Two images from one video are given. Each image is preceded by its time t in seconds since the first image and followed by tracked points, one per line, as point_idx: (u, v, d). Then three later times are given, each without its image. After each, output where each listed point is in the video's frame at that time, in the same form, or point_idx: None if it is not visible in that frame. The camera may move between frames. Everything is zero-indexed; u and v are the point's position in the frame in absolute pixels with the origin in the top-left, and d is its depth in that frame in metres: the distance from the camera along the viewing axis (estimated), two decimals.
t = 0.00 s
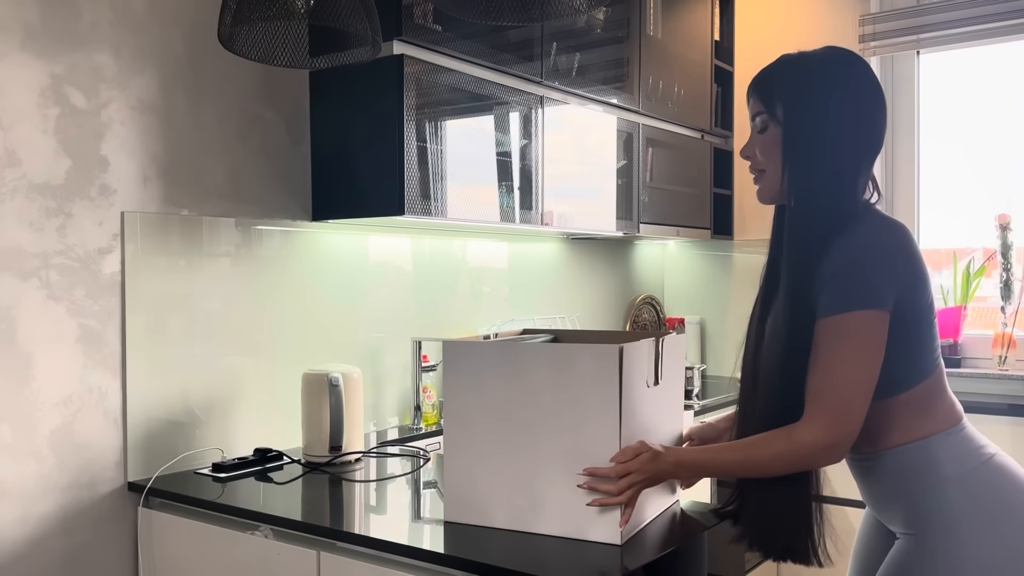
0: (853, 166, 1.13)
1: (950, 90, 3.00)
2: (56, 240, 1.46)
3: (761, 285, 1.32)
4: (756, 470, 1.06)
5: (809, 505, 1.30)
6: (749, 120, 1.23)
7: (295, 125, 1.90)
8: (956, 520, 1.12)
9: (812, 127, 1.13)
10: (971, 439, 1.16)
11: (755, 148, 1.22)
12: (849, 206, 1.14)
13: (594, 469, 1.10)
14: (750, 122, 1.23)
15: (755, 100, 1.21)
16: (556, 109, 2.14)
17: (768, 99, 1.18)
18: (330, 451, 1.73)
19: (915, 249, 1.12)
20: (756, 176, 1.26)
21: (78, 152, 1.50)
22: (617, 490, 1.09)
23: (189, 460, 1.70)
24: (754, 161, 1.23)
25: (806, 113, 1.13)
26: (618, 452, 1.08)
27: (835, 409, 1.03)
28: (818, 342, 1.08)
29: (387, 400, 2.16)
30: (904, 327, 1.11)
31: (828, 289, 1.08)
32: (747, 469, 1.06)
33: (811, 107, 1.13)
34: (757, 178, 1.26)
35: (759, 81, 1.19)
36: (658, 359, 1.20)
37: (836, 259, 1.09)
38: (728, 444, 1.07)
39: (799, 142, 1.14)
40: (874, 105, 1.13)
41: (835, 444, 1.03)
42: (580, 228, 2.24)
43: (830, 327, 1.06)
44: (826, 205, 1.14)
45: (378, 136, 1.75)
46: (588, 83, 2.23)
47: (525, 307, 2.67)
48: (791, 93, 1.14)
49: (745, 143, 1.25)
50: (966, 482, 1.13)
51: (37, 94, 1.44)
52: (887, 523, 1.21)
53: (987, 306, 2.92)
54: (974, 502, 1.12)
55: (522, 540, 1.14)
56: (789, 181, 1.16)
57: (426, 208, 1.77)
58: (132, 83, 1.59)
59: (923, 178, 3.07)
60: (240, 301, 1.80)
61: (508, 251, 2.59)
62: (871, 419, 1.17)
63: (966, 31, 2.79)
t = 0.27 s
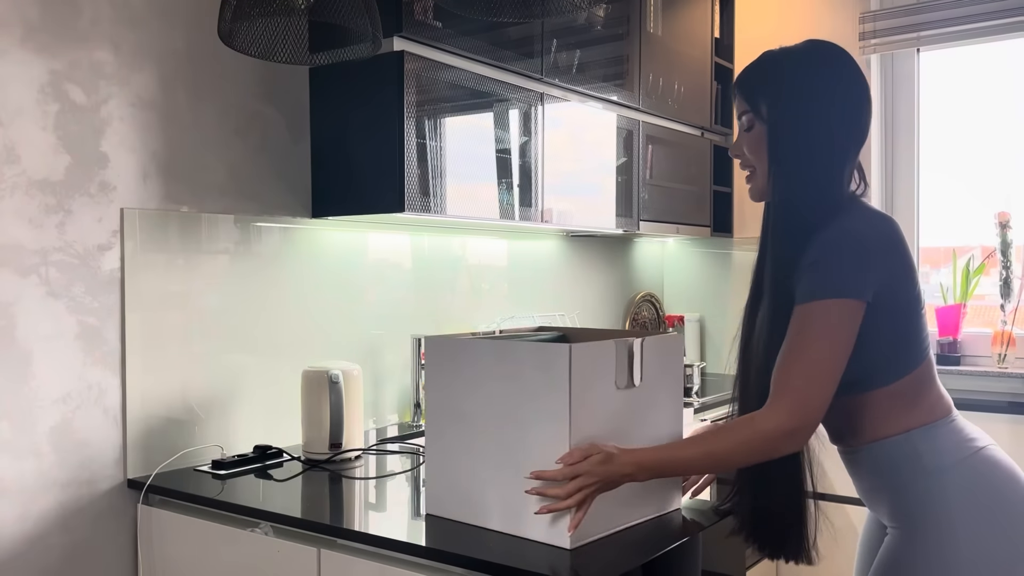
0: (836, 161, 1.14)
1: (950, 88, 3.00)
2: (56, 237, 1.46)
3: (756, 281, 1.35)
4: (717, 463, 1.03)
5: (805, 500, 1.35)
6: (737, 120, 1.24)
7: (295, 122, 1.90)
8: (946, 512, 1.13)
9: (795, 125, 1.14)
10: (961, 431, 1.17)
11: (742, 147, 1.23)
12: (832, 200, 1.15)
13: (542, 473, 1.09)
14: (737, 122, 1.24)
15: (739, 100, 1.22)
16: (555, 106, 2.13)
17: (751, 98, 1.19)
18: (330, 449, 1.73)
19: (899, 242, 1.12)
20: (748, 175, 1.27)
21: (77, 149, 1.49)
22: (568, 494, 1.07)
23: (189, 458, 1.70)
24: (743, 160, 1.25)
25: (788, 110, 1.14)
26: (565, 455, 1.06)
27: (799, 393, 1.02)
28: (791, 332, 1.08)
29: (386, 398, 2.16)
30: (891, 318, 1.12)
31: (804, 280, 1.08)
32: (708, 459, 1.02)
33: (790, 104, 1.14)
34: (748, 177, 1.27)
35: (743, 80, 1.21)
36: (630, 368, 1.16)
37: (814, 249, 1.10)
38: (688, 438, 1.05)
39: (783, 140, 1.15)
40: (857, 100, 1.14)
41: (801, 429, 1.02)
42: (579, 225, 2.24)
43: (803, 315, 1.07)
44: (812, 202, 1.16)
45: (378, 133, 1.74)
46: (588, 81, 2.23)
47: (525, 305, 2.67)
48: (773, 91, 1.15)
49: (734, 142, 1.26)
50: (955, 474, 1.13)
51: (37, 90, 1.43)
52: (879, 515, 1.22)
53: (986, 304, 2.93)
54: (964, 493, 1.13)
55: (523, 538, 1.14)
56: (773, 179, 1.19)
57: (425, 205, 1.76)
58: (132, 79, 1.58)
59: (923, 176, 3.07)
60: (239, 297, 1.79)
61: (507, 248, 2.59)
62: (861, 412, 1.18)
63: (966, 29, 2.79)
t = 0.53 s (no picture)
0: (826, 163, 1.15)
1: (950, 87, 3.01)
2: (56, 234, 1.45)
3: (755, 285, 1.36)
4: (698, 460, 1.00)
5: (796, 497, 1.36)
6: (726, 126, 1.25)
7: (295, 119, 1.89)
8: (948, 514, 1.13)
9: (782, 129, 1.14)
10: (963, 434, 1.17)
11: (732, 153, 1.24)
12: (826, 202, 1.15)
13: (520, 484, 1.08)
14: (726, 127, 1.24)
15: (727, 106, 1.23)
16: (556, 104, 2.13)
17: (738, 105, 1.19)
18: (330, 447, 1.73)
19: (893, 241, 1.12)
20: (738, 180, 1.28)
21: (77, 146, 1.49)
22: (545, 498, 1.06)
23: (189, 455, 1.70)
24: (734, 165, 1.26)
25: (773, 116, 1.15)
26: (543, 456, 1.06)
27: (785, 389, 1.01)
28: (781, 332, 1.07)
29: (387, 396, 2.16)
30: (892, 318, 1.12)
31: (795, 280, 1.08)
32: (693, 458, 1.00)
33: (777, 108, 1.14)
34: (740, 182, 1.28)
35: (729, 87, 1.21)
36: (621, 364, 1.15)
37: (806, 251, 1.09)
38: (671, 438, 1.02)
39: (769, 145, 1.16)
40: (842, 98, 1.14)
41: (786, 423, 1.00)
42: (579, 223, 2.24)
43: (792, 313, 1.06)
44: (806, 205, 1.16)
45: (378, 130, 1.74)
46: (589, 78, 2.23)
47: (525, 302, 2.67)
48: (759, 96, 1.15)
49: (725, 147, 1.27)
50: (956, 476, 1.14)
51: (37, 87, 1.43)
52: (881, 519, 1.22)
53: (985, 302, 2.93)
54: (966, 496, 1.13)
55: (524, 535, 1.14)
56: (766, 183, 1.19)
57: (425, 202, 1.76)
58: (132, 77, 1.58)
59: (923, 174, 3.07)
60: (239, 295, 1.79)
61: (507, 246, 2.59)
62: (862, 415, 1.17)
63: (967, 27, 2.79)
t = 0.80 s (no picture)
0: (818, 166, 1.14)
1: (950, 86, 3.00)
2: (56, 233, 1.45)
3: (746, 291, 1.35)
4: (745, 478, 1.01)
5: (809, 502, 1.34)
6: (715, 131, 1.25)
7: (294, 118, 1.89)
8: (954, 515, 1.14)
9: (772, 136, 1.14)
10: (967, 433, 1.18)
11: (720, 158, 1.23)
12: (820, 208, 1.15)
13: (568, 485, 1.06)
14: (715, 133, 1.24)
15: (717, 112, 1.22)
16: (555, 103, 2.13)
17: (728, 111, 1.19)
18: (330, 446, 1.73)
19: (887, 244, 1.12)
20: (725, 185, 1.27)
21: (77, 145, 1.49)
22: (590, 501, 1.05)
23: (188, 455, 1.70)
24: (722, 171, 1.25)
25: (762, 121, 1.14)
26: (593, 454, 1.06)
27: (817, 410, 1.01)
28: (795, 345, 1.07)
29: (386, 395, 2.16)
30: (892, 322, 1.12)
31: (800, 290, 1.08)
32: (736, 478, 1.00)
33: (767, 114, 1.14)
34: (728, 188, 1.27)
35: (719, 92, 1.21)
36: (622, 364, 1.15)
37: (806, 258, 1.09)
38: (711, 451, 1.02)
39: (757, 150, 1.15)
40: (832, 101, 1.13)
41: (827, 444, 1.01)
42: (578, 222, 2.24)
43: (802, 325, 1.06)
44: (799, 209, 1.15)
45: (378, 129, 1.74)
46: (589, 77, 2.22)
47: (524, 301, 2.67)
48: (750, 103, 1.15)
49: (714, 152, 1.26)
50: (961, 476, 1.14)
51: (36, 86, 1.43)
52: (888, 520, 1.23)
53: (985, 302, 2.93)
54: (972, 496, 1.14)
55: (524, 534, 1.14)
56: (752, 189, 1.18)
57: (424, 201, 1.76)
58: (131, 75, 1.58)
59: (923, 174, 3.07)
60: (238, 294, 1.79)
61: (507, 245, 2.59)
62: (866, 418, 1.18)
63: (967, 27, 2.79)
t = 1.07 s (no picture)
0: (815, 172, 1.22)
1: (950, 86, 3.01)
2: (55, 232, 1.45)
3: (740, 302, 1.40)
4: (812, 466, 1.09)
5: (832, 502, 1.43)
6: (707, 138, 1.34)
7: (294, 117, 1.89)
8: (959, 508, 1.22)
9: (770, 145, 1.22)
10: (965, 430, 1.28)
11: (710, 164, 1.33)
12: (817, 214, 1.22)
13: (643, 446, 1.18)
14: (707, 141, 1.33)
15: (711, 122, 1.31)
16: (554, 102, 2.13)
17: (721, 120, 1.28)
18: (329, 445, 1.73)
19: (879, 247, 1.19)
20: (713, 192, 1.36)
21: (76, 144, 1.49)
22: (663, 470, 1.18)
23: (187, 454, 1.70)
24: (711, 177, 1.34)
25: (757, 129, 1.23)
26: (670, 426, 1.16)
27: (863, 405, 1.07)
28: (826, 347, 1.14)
29: (385, 394, 2.16)
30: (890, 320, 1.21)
31: (815, 290, 1.14)
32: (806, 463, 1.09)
33: (766, 125, 1.22)
34: (715, 194, 1.37)
35: (713, 102, 1.30)
36: (621, 365, 1.15)
37: (819, 260, 1.16)
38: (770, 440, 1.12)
39: (754, 159, 1.24)
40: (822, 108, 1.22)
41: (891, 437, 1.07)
42: (577, 222, 2.24)
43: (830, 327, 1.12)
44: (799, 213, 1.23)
45: (377, 129, 1.74)
46: (588, 77, 2.23)
47: (523, 300, 2.67)
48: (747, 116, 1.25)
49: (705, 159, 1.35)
50: (963, 471, 1.24)
51: (35, 85, 1.43)
52: (892, 517, 1.31)
53: (984, 302, 2.93)
54: (974, 489, 1.23)
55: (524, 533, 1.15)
56: (752, 198, 1.26)
57: (423, 201, 1.76)
58: (131, 75, 1.58)
59: (921, 174, 3.07)
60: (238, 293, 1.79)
61: (506, 244, 2.59)
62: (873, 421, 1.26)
63: (966, 27, 2.79)
